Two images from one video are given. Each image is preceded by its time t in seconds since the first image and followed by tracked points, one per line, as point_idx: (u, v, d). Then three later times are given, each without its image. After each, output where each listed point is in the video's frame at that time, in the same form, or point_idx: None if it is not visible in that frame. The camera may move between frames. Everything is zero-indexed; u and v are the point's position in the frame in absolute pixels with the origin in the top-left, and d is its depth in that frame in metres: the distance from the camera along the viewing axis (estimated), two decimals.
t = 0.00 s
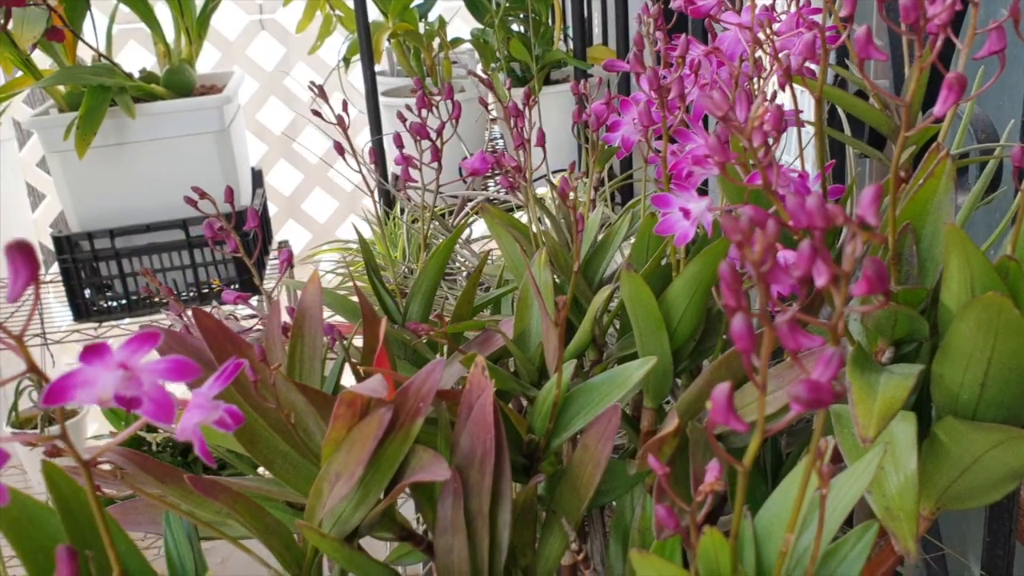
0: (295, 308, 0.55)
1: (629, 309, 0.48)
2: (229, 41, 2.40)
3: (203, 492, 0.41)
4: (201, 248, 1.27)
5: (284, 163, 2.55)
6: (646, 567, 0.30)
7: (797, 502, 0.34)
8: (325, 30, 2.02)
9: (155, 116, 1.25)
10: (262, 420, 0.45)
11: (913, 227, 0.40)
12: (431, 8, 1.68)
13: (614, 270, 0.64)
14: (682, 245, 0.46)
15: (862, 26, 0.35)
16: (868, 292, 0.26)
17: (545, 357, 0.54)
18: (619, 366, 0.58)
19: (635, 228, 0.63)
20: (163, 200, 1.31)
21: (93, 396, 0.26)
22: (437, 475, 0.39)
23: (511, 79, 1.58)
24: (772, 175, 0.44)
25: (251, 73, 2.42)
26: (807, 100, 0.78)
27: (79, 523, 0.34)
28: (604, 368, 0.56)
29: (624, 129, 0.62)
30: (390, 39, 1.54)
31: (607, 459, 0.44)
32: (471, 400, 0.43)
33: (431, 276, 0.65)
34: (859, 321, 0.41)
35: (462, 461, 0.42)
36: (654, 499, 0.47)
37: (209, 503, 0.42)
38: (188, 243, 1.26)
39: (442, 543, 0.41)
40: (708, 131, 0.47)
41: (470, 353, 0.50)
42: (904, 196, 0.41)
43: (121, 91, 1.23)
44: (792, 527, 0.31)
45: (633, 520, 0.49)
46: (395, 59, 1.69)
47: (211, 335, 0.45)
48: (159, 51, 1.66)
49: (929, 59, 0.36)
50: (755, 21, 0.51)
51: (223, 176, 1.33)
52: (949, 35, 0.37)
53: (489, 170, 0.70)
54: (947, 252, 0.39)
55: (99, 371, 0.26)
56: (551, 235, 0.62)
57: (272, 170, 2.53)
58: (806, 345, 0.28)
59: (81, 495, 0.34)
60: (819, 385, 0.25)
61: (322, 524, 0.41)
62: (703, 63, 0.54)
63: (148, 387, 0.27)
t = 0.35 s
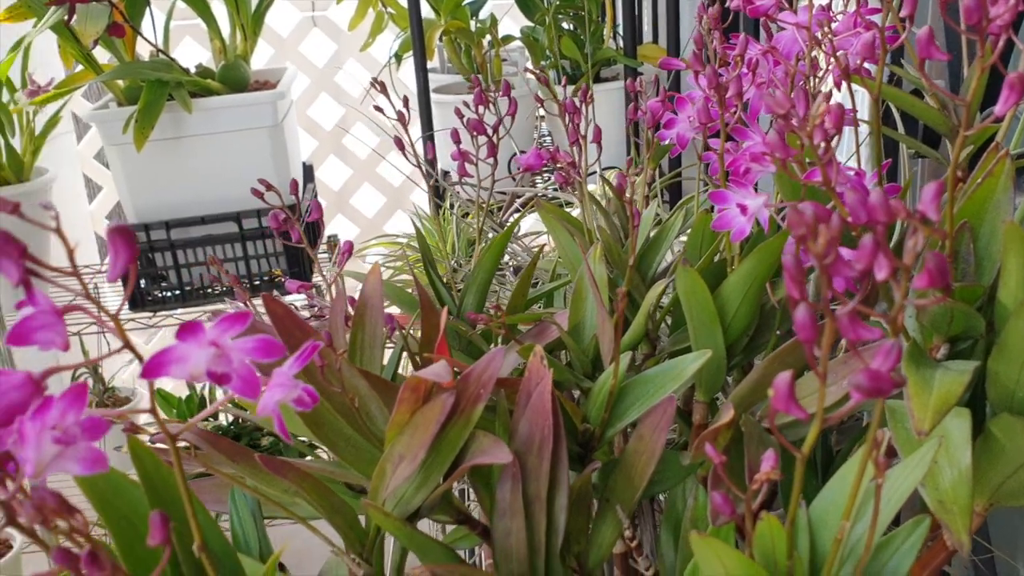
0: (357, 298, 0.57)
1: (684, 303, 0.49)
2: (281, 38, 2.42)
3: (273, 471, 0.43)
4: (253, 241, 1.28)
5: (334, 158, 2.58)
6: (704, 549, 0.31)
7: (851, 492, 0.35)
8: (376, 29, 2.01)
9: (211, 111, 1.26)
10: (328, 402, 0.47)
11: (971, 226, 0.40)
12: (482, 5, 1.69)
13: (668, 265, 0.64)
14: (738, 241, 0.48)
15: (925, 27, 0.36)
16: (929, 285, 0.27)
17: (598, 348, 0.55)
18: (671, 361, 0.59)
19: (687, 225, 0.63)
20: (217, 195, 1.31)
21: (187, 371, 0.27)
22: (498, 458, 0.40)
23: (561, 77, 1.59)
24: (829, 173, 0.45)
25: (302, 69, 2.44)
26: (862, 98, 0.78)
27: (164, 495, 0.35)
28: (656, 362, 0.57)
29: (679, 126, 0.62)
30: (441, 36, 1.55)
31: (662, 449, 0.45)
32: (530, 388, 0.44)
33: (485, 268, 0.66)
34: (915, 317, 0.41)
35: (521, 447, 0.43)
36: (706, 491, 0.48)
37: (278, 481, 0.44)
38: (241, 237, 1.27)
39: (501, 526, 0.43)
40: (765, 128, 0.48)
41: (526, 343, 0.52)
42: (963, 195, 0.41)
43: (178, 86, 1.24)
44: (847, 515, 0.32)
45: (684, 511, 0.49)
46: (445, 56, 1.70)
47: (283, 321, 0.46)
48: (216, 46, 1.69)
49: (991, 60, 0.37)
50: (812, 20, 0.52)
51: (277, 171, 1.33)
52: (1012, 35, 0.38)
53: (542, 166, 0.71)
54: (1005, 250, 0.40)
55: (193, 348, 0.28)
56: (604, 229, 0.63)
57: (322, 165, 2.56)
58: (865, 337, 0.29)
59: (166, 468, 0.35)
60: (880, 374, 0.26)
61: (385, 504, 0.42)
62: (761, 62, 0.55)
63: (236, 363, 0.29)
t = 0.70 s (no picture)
0: (402, 288, 0.58)
1: (726, 295, 0.50)
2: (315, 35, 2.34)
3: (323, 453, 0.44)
4: (287, 237, 1.28)
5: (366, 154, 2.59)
6: (753, 529, 0.32)
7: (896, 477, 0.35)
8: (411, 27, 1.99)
9: (247, 107, 1.25)
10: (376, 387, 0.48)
11: (1017, 218, 0.41)
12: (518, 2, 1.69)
13: (709, 259, 0.65)
14: (783, 233, 0.49)
15: (976, 20, 0.37)
16: (981, 270, 0.27)
17: (640, 339, 0.55)
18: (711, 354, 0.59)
19: (728, 220, 0.64)
20: (253, 191, 1.30)
21: (256, 347, 0.29)
22: (544, 442, 0.41)
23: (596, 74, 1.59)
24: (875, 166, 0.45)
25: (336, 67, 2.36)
26: (905, 95, 0.78)
27: (223, 471, 0.36)
28: (697, 354, 0.57)
29: (721, 121, 0.63)
30: (477, 34, 1.56)
31: (704, 439, 0.45)
32: (575, 375, 0.45)
33: (525, 260, 0.67)
34: (959, 309, 0.42)
35: (566, 433, 0.44)
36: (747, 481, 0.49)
37: (328, 462, 0.45)
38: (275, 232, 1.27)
39: (546, 510, 0.44)
40: (809, 123, 0.49)
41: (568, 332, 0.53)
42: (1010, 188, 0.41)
43: (214, 82, 1.23)
44: (894, 498, 0.33)
45: (724, 500, 0.50)
46: (480, 53, 1.71)
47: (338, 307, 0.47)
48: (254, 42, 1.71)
49: None
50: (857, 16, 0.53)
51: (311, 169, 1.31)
52: None
53: (584, 159, 0.72)
54: None
55: (262, 325, 0.29)
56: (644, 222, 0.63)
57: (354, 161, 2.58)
58: (914, 322, 0.29)
59: (230, 449, 0.36)
60: (930, 356, 0.27)
61: (432, 486, 0.43)
62: (805, 57, 0.55)
63: (304, 340, 0.30)
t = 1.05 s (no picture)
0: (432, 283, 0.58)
1: (756, 293, 0.50)
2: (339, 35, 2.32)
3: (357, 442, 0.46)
4: (310, 234, 1.29)
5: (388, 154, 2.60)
6: (787, 521, 0.32)
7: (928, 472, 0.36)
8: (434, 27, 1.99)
9: (272, 106, 1.25)
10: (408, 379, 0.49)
11: None
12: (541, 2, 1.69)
13: (736, 258, 0.65)
14: (812, 231, 0.50)
15: (1011, 20, 0.37)
16: (1018, 265, 0.28)
17: (669, 336, 0.56)
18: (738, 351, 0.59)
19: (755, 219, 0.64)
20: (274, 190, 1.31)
21: (304, 334, 0.30)
22: (577, 433, 0.42)
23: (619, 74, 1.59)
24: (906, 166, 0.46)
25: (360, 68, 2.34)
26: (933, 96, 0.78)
27: (263, 457, 0.37)
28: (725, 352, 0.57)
29: (750, 120, 0.64)
30: (501, 34, 1.56)
31: (734, 434, 0.46)
32: (606, 370, 0.45)
33: (553, 258, 0.67)
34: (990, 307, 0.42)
35: (598, 426, 0.44)
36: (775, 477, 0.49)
37: (362, 451, 0.46)
38: (298, 229, 1.28)
39: (576, 502, 0.44)
40: (840, 123, 0.50)
41: (598, 329, 0.54)
42: None
43: (239, 81, 1.23)
44: (926, 492, 0.33)
45: (752, 496, 0.50)
46: (503, 53, 1.72)
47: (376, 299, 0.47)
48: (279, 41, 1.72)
49: None
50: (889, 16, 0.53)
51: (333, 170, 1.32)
52: None
53: (610, 158, 0.72)
54: None
55: (311, 314, 0.31)
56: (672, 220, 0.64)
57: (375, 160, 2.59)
58: (950, 317, 0.30)
59: (270, 435, 0.37)
60: (967, 350, 0.27)
61: (465, 477, 0.44)
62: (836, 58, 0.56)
63: (352, 329, 0.31)
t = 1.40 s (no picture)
0: (449, 274, 0.59)
1: (772, 286, 0.51)
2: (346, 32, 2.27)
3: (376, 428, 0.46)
4: (318, 230, 1.29)
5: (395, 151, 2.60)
6: (807, 508, 0.33)
7: (944, 462, 0.36)
8: (443, 24, 1.99)
9: (281, 101, 1.25)
10: (426, 368, 0.49)
11: None
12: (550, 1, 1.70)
13: (749, 252, 0.65)
14: (829, 223, 0.50)
15: None
16: None
17: (684, 328, 0.56)
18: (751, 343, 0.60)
19: (768, 213, 0.64)
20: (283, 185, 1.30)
21: (335, 315, 0.31)
22: (596, 420, 0.42)
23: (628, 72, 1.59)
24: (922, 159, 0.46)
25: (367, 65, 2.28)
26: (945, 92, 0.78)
27: (290, 441, 0.37)
28: (739, 344, 0.57)
29: (764, 116, 0.64)
30: (511, 32, 1.57)
31: (749, 425, 0.46)
32: (624, 360, 0.46)
33: (566, 251, 0.67)
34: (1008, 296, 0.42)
35: (615, 415, 0.45)
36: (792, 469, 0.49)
37: (381, 438, 0.47)
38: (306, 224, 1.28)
39: (592, 489, 0.44)
40: (856, 118, 0.50)
41: (614, 321, 0.54)
42: None
43: (249, 77, 1.23)
44: (944, 480, 0.33)
45: (766, 487, 0.51)
46: (512, 51, 1.72)
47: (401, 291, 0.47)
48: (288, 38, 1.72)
49: None
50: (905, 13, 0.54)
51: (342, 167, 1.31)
52: None
53: (623, 153, 0.73)
54: None
55: (342, 294, 0.31)
56: (685, 214, 0.64)
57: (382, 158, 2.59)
58: (972, 304, 0.30)
59: (295, 420, 0.37)
60: (990, 335, 0.28)
61: (483, 464, 0.44)
62: (851, 56, 0.56)
63: (380, 310, 0.32)
